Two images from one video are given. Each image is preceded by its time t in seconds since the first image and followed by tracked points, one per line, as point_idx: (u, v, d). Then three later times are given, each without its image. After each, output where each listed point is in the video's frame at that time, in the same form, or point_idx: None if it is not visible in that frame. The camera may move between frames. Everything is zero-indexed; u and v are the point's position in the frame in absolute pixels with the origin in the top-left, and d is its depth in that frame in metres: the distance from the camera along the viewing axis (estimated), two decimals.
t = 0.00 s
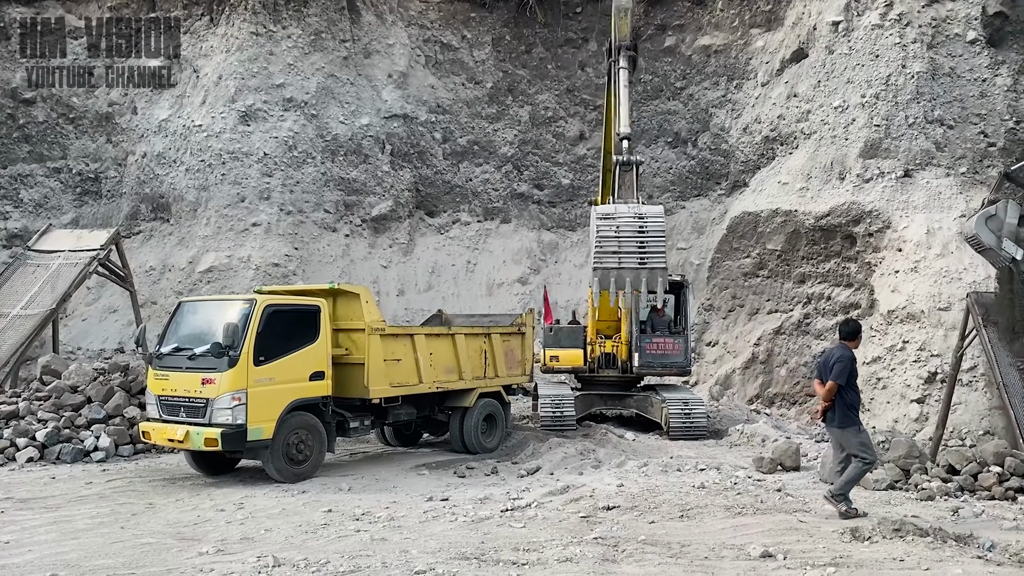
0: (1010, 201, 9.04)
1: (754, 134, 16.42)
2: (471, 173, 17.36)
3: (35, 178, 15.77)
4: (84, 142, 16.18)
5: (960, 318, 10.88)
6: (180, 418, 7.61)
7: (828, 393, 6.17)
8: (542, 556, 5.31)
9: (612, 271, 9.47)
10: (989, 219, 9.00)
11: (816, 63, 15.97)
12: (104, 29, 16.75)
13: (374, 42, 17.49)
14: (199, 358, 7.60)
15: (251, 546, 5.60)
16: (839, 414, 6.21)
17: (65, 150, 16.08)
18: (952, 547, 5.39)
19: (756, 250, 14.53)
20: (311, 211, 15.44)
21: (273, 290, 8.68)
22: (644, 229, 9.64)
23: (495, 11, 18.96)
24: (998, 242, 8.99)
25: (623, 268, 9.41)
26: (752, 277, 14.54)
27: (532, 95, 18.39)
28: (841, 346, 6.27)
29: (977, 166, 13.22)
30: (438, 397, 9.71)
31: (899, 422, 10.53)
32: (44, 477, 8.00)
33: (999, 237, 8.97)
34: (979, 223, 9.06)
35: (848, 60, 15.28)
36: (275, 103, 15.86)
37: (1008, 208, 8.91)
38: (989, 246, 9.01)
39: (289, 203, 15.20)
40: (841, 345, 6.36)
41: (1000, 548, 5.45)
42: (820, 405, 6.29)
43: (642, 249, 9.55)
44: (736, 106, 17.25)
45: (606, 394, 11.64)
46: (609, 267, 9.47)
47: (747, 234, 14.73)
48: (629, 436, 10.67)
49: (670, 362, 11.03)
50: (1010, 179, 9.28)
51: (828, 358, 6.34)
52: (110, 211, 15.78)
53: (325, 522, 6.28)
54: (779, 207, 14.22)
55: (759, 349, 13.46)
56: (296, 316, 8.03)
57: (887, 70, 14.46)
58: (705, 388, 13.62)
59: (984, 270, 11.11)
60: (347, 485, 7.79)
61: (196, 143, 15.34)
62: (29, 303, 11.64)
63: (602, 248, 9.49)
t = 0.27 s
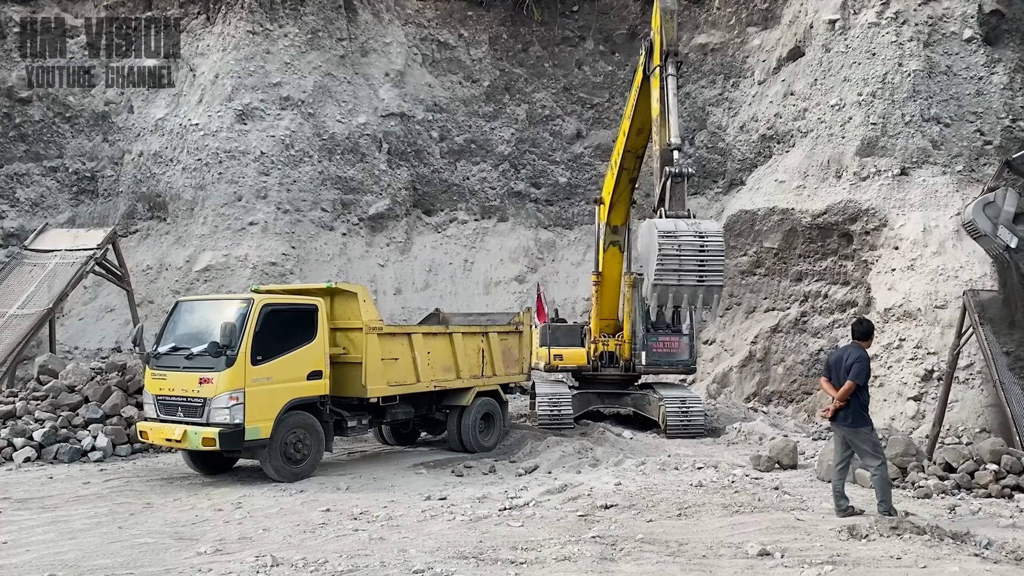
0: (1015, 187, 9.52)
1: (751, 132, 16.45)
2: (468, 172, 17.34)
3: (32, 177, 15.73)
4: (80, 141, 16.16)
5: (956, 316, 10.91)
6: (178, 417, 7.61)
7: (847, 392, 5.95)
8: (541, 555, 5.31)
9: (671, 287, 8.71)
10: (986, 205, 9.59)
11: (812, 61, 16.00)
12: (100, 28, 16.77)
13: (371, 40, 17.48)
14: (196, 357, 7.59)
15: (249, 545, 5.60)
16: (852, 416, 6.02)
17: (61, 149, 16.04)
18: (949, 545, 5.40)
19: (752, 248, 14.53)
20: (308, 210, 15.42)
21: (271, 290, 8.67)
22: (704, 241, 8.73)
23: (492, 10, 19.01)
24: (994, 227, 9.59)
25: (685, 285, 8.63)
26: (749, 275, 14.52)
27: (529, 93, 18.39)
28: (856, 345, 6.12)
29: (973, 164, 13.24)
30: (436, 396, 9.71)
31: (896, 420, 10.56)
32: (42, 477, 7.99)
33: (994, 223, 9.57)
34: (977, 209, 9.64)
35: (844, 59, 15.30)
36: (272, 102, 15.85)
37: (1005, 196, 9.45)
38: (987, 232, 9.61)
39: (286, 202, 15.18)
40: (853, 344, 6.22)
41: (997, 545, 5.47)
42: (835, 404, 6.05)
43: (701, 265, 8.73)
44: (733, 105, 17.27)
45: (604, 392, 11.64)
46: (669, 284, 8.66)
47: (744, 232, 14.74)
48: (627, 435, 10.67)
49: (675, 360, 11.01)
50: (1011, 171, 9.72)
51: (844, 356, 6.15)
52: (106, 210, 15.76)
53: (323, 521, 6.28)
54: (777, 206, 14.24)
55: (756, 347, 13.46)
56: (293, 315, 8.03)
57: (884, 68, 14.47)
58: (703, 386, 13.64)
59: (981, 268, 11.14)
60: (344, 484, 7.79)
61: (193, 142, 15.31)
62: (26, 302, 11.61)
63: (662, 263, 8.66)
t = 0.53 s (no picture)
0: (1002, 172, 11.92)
1: (746, 130, 16.49)
2: (464, 170, 17.34)
3: (26, 175, 15.69)
4: (75, 139, 16.12)
5: (951, 313, 10.95)
6: (174, 417, 7.60)
7: (870, 393, 5.90)
8: (538, 553, 5.33)
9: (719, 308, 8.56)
10: (982, 188, 11.66)
11: (807, 59, 16.02)
12: (94, 26, 16.69)
13: (366, 38, 17.45)
14: (192, 357, 7.58)
15: (246, 545, 5.59)
16: (870, 416, 5.98)
17: (56, 148, 15.99)
18: (945, 542, 5.43)
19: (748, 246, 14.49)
20: (304, 209, 15.40)
21: (266, 289, 8.65)
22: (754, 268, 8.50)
23: (488, 8, 18.99)
24: (984, 211, 11.60)
25: (734, 310, 8.48)
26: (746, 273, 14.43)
27: (524, 91, 18.37)
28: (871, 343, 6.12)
29: (968, 161, 13.28)
30: (433, 394, 9.72)
31: (890, 417, 10.61)
32: (37, 477, 7.97)
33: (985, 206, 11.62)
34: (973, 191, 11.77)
35: (839, 56, 15.31)
36: (267, 100, 15.81)
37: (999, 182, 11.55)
38: (977, 213, 11.63)
39: (281, 201, 15.17)
40: (865, 343, 6.18)
41: (992, 543, 5.49)
42: (855, 405, 5.96)
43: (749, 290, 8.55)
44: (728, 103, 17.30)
45: (600, 390, 11.68)
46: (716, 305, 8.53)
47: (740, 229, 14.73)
48: (624, 433, 10.71)
49: (678, 358, 11.48)
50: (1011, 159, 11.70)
51: (859, 355, 6.09)
52: (102, 209, 15.74)
53: (320, 520, 6.28)
54: (773, 203, 14.26)
55: (751, 345, 13.50)
56: (289, 314, 8.01)
57: (879, 66, 14.48)
58: (698, 384, 13.68)
59: (975, 265, 11.19)
60: (341, 483, 7.79)
61: (188, 141, 15.26)
62: (20, 302, 11.58)
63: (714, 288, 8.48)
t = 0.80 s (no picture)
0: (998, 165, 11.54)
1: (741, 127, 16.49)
2: (459, 168, 17.33)
3: (20, 174, 15.75)
4: (69, 138, 16.11)
5: (945, 310, 10.99)
6: (168, 415, 7.58)
7: (877, 390, 5.97)
8: (533, 550, 5.34)
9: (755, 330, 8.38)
10: (976, 173, 11.49)
11: (802, 56, 16.04)
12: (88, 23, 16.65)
13: (361, 36, 17.40)
14: (186, 355, 7.56)
15: (241, 543, 5.59)
16: (876, 412, 6.02)
17: (49, 146, 16.01)
18: (938, 538, 5.46)
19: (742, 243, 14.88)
20: (299, 206, 15.36)
21: (261, 287, 8.64)
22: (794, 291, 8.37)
23: (482, 5, 18.96)
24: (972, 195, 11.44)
25: (771, 331, 8.32)
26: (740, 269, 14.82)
27: (519, 89, 18.35)
28: (878, 340, 6.21)
29: (961, 158, 13.33)
30: (428, 392, 9.72)
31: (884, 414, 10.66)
32: (31, 476, 7.94)
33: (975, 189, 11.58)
34: (967, 174, 11.54)
35: (833, 54, 15.33)
36: (262, 98, 15.76)
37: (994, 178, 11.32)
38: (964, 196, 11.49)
39: (276, 199, 15.13)
40: (874, 340, 6.25)
41: (984, 538, 5.52)
42: (862, 400, 6.01)
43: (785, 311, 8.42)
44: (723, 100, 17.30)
45: (594, 387, 11.70)
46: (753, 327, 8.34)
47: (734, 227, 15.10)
48: (619, 430, 10.74)
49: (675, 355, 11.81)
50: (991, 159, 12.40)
51: (868, 352, 6.17)
52: (96, 207, 15.72)
53: (315, 519, 6.28)
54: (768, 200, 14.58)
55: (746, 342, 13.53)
56: (283, 312, 8.00)
57: (873, 63, 14.52)
58: (693, 381, 13.70)
59: (969, 262, 11.23)
60: (336, 481, 7.79)
61: (182, 139, 15.22)
62: (14, 300, 11.54)
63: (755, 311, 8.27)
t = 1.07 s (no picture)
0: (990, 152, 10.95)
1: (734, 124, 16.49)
2: (453, 165, 17.31)
3: (11, 172, 15.66)
4: (61, 135, 16.06)
5: (938, 306, 11.04)
6: (162, 414, 7.56)
7: (879, 386, 5.84)
8: (528, 547, 5.35)
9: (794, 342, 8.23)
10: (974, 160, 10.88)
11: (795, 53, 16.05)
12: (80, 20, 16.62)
13: (354, 33, 17.35)
14: (180, 353, 7.54)
15: (236, 541, 5.58)
16: (877, 408, 5.92)
17: (40, 144, 15.95)
18: (932, 533, 5.48)
19: (736, 240, 14.92)
20: (292, 204, 15.32)
21: (255, 285, 8.62)
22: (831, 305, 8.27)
23: (476, 2, 18.94)
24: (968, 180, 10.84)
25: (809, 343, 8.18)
26: (734, 267, 14.94)
27: (513, 86, 18.34)
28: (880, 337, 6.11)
29: (954, 155, 13.38)
30: (423, 389, 9.72)
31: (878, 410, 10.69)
32: (24, 475, 7.91)
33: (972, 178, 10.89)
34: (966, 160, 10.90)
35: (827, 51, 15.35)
36: (255, 95, 15.70)
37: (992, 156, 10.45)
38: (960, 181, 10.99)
39: (269, 196, 15.09)
40: (876, 336, 6.14)
41: (978, 533, 5.56)
42: (862, 397, 5.92)
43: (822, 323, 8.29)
44: (717, 97, 17.31)
45: (589, 383, 11.71)
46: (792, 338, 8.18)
47: (727, 224, 15.07)
48: (613, 426, 10.74)
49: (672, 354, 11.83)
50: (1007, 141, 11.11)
51: (869, 348, 6.03)
52: (88, 205, 15.69)
53: (310, 517, 6.27)
54: (760, 198, 14.75)
55: (740, 339, 13.54)
56: (277, 310, 7.99)
57: (866, 60, 14.59)
58: (687, 377, 13.72)
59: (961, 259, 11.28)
60: (331, 479, 7.78)
61: (175, 136, 15.16)
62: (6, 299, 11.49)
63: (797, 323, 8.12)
